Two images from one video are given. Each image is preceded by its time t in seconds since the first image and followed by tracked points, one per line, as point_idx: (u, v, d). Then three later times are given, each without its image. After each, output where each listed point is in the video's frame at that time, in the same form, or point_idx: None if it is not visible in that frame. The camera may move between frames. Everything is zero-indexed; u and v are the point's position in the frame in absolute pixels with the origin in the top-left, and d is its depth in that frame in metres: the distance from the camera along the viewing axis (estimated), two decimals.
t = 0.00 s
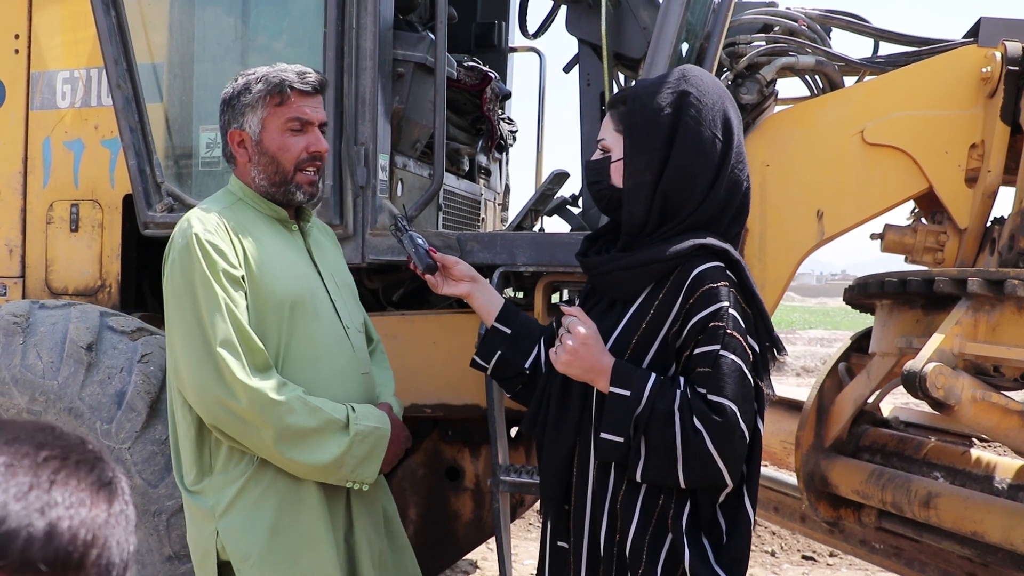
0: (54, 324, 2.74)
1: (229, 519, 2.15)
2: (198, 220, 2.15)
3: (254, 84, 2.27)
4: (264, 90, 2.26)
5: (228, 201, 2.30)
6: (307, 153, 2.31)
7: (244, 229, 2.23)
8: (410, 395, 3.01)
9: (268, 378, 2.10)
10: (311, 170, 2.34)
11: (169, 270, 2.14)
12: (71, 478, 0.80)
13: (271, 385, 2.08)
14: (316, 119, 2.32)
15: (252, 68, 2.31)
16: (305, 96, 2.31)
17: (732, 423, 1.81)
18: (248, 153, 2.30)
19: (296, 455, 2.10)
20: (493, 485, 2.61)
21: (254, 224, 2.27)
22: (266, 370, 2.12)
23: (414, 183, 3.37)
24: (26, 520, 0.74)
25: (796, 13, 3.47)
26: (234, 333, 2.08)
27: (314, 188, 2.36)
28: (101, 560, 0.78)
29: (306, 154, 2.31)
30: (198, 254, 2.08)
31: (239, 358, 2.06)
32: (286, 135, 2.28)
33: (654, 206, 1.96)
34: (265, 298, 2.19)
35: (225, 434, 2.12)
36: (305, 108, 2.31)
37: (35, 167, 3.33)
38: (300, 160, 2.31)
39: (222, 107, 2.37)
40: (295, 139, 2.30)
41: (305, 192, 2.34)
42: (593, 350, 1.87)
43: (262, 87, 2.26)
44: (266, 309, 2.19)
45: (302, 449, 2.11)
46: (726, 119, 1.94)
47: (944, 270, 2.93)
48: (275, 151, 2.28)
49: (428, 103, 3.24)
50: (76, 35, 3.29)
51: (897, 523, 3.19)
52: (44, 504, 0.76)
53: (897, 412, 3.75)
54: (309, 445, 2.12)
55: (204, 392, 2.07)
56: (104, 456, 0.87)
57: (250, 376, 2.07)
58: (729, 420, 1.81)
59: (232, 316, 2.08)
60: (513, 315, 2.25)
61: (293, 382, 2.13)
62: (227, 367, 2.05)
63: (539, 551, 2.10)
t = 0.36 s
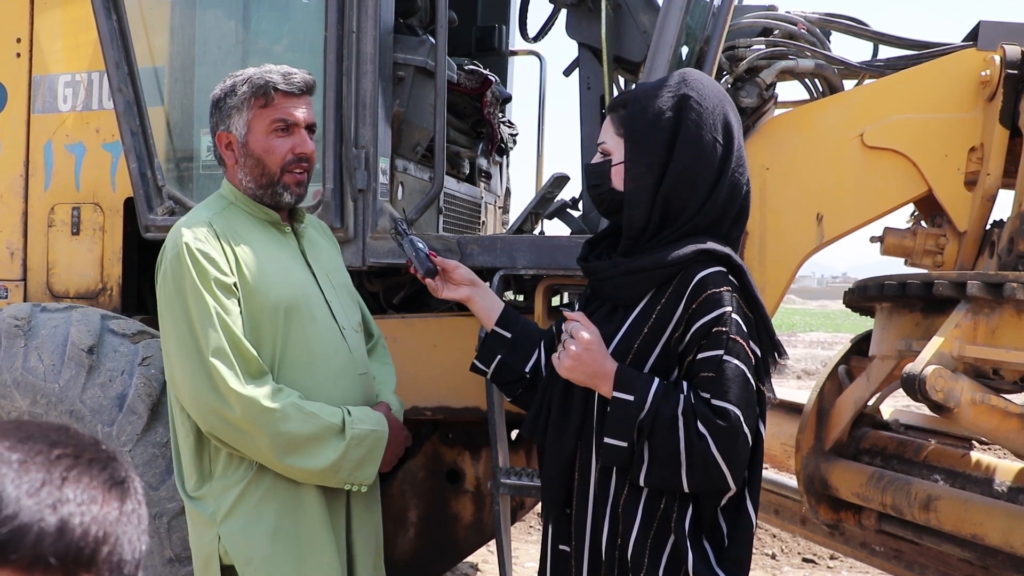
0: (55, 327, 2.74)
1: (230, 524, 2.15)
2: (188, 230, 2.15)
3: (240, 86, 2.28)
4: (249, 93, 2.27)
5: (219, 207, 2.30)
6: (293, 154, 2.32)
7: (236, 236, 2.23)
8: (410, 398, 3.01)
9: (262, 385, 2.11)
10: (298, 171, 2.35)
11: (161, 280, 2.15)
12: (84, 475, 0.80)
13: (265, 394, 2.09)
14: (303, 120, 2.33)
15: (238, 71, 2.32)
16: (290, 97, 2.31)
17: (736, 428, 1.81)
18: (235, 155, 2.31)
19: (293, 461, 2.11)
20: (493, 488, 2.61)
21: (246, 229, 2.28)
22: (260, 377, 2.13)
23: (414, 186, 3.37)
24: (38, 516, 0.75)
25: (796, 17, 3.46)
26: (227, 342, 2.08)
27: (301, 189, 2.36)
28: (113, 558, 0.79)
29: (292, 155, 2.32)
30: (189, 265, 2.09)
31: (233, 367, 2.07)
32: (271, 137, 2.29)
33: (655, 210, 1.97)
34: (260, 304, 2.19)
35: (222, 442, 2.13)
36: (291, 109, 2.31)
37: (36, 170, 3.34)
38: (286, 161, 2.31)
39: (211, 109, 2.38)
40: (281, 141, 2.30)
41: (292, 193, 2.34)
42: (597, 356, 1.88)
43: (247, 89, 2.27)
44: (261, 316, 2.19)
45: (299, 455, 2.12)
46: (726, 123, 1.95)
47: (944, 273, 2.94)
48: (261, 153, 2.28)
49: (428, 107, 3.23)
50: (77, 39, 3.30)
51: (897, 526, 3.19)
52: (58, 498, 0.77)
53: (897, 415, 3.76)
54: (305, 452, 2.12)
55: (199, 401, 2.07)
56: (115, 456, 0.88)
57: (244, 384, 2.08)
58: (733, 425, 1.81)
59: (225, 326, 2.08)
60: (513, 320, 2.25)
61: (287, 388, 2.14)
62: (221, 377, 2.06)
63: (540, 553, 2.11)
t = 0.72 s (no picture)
0: (54, 329, 2.75)
1: (231, 525, 2.15)
2: (190, 232, 2.16)
3: (241, 90, 2.28)
4: (250, 96, 2.27)
5: (220, 209, 2.30)
6: (295, 157, 2.32)
7: (237, 238, 2.24)
8: (408, 400, 3.02)
9: (263, 387, 2.11)
10: (301, 174, 2.35)
11: (162, 282, 2.15)
12: (83, 470, 0.80)
13: (266, 395, 2.09)
14: (304, 124, 2.34)
15: (240, 75, 2.32)
16: (292, 100, 2.32)
17: (733, 428, 1.81)
18: (238, 159, 2.31)
19: (293, 463, 2.11)
20: (492, 490, 2.62)
21: (247, 231, 2.28)
22: (261, 379, 2.13)
23: (413, 188, 3.38)
24: (39, 509, 0.75)
25: (795, 19, 3.47)
26: (228, 343, 2.09)
27: (303, 192, 2.36)
28: (115, 554, 0.80)
29: (294, 158, 2.32)
30: (190, 267, 2.09)
31: (233, 368, 2.07)
32: (273, 139, 2.30)
33: (651, 213, 1.97)
34: (260, 306, 2.20)
35: (222, 443, 2.13)
36: (293, 112, 2.32)
37: (35, 172, 3.34)
38: (288, 165, 2.31)
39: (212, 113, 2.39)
40: (283, 144, 2.31)
41: (295, 195, 2.34)
42: (592, 358, 1.88)
43: (249, 92, 2.27)
44: (261, 317, 2.20)
45: (299, 456, 2.12)
46: (723, 126, 1.96)
47: (941, 275, 2.95)
48: (263, 157, 2.29)
49: (427, 110, 3.28)
50: (76, 41, 3.30)
51: (895, 528, 3.20)
52: (58, 495, 0.77)
53: (895, 417, 3.77)
54: (306, 452, 2.13)
55: (200, 403, 2.07)
56: (115, 455, 0.88)
57: (244, 385, 2.08)
58: (730, 424, 1.81)
59: (226, 327, 2.08)
60: (512, 324, 2.24)
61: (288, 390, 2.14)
62: (222, 378, 2.06)
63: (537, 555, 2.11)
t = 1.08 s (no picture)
0: (58, 330, 2.75)
1: (227, 524, 2.16)
2: (193, 229, 2.16)
3: (247, 90, 2.29)
4: (258, 96, 2.28)
5: (224, 207, 2.30)
6: (304, 155, 2.33)
7: (240, 237, 2.24)
8: (411, 400, 3.02)
9: (263, 387, 2.12)
10: (309, 172, 2.37)
11: (164, 279, 2.15)
12: (102, 478, 0.81)
13: (266, 395, 2.10)
14: (311, 122, 2.35)
15: (246, 73, 2.32)
16: (299, 99, 2.33)
17: (737, 426, 1.82)
18: (245, 158, 2.31)
19: (291, 463, 2.12)
20: (495, 490, 2.62)
21: (250, 231, 2.28)
22: (261, 379, 2.13)
23: (415, 188, 3.38)
24: (68, 521, 0.75)
25: (796, 18, 3.47)
26: (229, 342, 2.09)
27: (312, 190, 2.38)
28: (127, 556, 0.80)
29: (303, 156, 2.33)
30: (193, 264, 2.09)
31: (233, 367, 2.08)
32: (282, 139, 2.31)
33: (653, 213, 1.97)
34: (261, 306, 2.20)
35: (220, 442, 2.13)
36: (300, 111, 2.33)
37: (39, 172, 3.34)
38: (298, 163, 2.33)
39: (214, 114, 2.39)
40: (292, 143, 2.32)
41: (304, 194, 2.37)
42: (598, 358, 1.87)
43: (257, 92, 2.28)
44: (262, 317, 2.20)
45: (297, 457, 2.12)
46: (724, 127, 1.96)
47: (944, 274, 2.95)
48: (272, 156, 2.30)
49: (428, 109, 3.26)
50: (79, 43, 3.31)
51: (899, 527, 3.20)
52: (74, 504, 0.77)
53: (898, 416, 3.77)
54: (303, 454, 2.13)
55: (199, 401, 2.08)
56: (121, 453, 0.89)
57: (244, 385, 2.08)
58: (734, 422, 1.82)
59: (227, 326, 2.09)
60: (512, 325, 2.25)
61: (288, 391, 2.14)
62: (222, 377, 2.06)
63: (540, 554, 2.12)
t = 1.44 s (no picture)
0: (63, 329, 2.76)
1: (227, 525, 2.16)
2: (194, 231, 2.17)
3: (239, 91, 2.30)
4: (249, 95, 2.29)
5: (227, 208, 2.31)
6: (301, 151, 2.34)
7: (241, 238, 2.24)
8: (415, 399, 3.02)
9: (262, 388, 2.12)
10: (308, 167, 2.37)
11: (166, 281, 2.16)
12: (101, 477, 0.80)
13: (265, 397, 2.10)
14: (305, 116, 2.35)
15: (237, 73, 2.33)
16: (289, 94, 2.33)
17: (740, 422, 1.82)
18: (243, 160, 2.33)
19: (289, 466, 2.12)
20: (499, 489, 2.62)
21: (251, 232, 2.28)
22: (261, 380, 2.14)
23: (419, 188, 3.36)
24: (68, 526, 0.75)
25: (800, 18, 3.47)
26: (228, 343, 2.09)
27: (312, 183, 2.39)
28: (138, 554, 0.81)
29: (300, 152, 2.34)
30: (193, 266, 2.10)
31: (233, 369, 2.08)
32: (277, 136, 2.32)
33: (656, 213, 1.98)
34: (261, 307, 2.20)
35: (220, 443, 2.14)
36: (292, 106, 2.33)
37: (42, 172, 3.35)
38: (295, 159, 2.34)
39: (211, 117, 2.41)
40: (287, 139, 2.33)
41: (304, 188, 2.37)
42: (603, 361, 1.87)
43: (248, 91, 2.29)
44: (263, 318, 2.20)
45: (296, 459, 2.12)
46: (726, 128, 1.97)
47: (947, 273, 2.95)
48: (269, 155, 2.31)
49: (433, 109, 3.27)
50: (83, 42, 3.31)
51: (902, 526, 3.20)
52: (73, 505, 0.76)
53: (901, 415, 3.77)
54: (303, 456, 2.13)
55: (199, 402, 2.08)
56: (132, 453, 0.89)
57: (243, 387, 2.09)
58: (737, 418, 1.82)
59: (226, 327, 2.09)
60: (512, 324, 2.26)
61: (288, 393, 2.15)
62: (221, 378, 2.07)
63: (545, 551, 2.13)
